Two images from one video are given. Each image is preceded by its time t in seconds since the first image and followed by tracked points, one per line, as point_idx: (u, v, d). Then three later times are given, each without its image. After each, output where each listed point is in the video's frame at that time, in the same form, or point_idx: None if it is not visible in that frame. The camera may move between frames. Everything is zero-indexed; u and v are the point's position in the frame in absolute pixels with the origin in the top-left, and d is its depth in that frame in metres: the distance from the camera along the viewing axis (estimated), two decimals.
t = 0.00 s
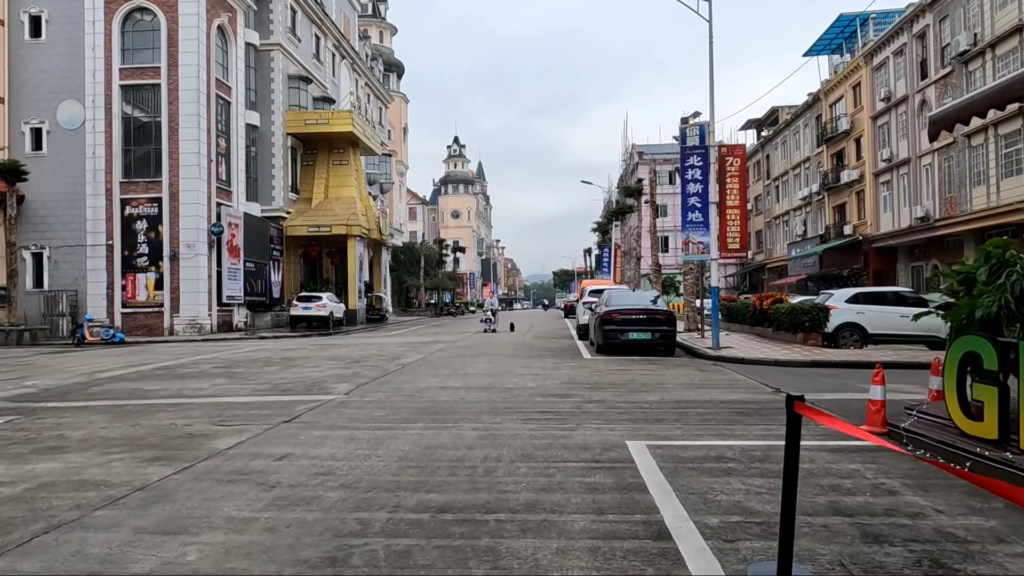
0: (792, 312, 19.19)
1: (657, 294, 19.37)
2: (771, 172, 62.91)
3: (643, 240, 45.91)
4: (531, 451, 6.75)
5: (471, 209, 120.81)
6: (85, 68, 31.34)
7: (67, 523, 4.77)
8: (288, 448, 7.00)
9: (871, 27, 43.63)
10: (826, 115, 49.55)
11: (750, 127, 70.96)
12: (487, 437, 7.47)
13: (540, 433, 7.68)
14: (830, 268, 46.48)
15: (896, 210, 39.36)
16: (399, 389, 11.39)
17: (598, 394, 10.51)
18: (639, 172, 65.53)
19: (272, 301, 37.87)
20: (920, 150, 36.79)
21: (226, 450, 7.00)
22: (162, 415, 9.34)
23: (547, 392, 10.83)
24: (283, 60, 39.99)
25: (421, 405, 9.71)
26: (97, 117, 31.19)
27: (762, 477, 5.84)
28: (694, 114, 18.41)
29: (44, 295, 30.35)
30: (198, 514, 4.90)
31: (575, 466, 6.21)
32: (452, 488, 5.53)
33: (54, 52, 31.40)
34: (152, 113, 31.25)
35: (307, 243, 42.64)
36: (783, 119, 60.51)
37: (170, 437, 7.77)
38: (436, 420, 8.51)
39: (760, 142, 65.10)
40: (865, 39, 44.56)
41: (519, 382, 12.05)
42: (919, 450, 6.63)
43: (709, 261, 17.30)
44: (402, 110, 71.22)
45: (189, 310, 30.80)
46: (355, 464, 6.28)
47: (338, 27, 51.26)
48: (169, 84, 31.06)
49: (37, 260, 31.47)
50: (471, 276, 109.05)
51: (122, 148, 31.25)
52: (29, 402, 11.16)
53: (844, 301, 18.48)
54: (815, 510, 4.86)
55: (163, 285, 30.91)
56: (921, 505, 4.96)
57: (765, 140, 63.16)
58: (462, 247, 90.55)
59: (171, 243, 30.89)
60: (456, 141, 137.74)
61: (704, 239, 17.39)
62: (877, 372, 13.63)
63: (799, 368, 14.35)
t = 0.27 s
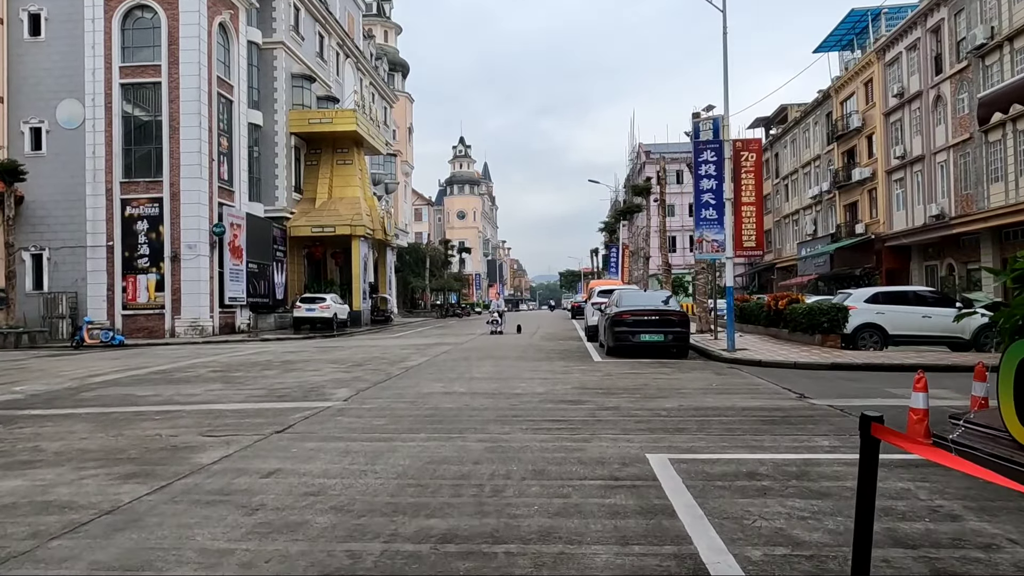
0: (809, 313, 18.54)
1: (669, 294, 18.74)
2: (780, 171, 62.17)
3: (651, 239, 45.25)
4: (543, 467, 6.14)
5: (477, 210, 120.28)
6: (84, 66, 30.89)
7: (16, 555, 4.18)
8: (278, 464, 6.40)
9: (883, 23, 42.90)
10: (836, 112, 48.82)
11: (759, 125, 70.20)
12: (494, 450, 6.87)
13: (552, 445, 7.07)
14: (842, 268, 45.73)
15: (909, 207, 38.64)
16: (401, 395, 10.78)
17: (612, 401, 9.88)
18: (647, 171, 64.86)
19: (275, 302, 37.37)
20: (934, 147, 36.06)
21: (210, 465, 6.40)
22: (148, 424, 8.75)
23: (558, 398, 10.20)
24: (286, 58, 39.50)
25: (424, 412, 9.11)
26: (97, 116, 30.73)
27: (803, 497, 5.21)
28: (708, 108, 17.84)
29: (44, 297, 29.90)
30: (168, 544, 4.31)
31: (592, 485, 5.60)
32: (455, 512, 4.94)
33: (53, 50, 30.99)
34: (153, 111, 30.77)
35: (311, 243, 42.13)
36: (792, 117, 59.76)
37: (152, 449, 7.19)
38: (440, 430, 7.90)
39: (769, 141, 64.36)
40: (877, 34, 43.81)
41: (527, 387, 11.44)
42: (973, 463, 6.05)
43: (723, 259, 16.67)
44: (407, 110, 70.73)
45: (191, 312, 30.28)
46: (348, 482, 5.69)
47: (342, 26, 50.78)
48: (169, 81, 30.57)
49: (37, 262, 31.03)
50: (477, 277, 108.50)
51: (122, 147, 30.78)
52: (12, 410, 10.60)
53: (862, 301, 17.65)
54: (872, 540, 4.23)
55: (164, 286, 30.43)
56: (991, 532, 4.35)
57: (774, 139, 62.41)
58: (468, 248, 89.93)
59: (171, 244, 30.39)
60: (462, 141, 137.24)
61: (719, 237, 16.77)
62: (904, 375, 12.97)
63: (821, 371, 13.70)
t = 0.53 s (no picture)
0: (830, 314, 17.88)
1: (683, 295, 18.11)
2: (792, 171, 61.34)
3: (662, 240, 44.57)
4: (556, 486, 5.55)
5: (485, 211, 119.72)
6: (87, 65, 30.53)
7: None
8: (265, 482, 5.82)
9: (899, 19, 42.08)
10: (850, 110, 48.00)
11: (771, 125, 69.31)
12: (502, 466, 6.26)
13: (566, 459, 6.48)
14: (856, 268, 44.92)
15: (925, 206, 37.84)
16: (404, 402, 10.18)
17: (628, 409, 9.25)
18: (657, 171, 64.13)
19: (281, 304, 36.92)
20: (952, 144, 35.25)
21: (190, 483, 5.83)
22: (133, 434, 8.18)
23: (571, 406, 9.58)
24: (292, 58, 39.05)
25: (427, 421, 8.51)
26: (100, 116, 30.35)
27: (851, 523, 4.60)
28: (724, 103, 17.23)
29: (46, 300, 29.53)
30: None
31: (612, 507, 4.99)
32: (457, 541, 4.35)
33: (56, 50, 30.65)
34: (156, 111, 30.37)
35: (317, 245, 41.66)
36: (804, 116, 58.91)
37: (131, 464, 6.61)
38: (443, 442, 7.31)
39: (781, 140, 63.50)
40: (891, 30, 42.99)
41: (538, 393, 10.83)
42: None
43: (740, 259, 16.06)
44: (414, 110, 70.22)
45: (194, 315, 29.84)
46: (340, 505, 5.11)
47: (349, 26, 50.32)
48: (173, 81, 30.15)
49: (40, 264, 30.68)
50: (485, 279, 107.95)
51: (126, 147, 30.38)
52: None
53: (884, 302, 16.91)
54: None
55: (168, 288, 30.01)
56: None
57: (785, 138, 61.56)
58: (477, 249, 89.32)
59: (175, 246, 29.96)
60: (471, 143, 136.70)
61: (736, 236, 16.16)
62: (935, 380, 12.30)
63: (846, 375, 13.05)
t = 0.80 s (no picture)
0: (852, 315, 17.21)
1: (700, 296, 17.52)
2: (807, 170, 60.46)
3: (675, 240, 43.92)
4: (567, 506, 5.03)
5: (497, 212, 119.29)
6: (94, 65, 30.28)
7: None
8: (248, 500, 5.31)
9: (917, 13, 41.21)
10: (867, 108, 47.13)
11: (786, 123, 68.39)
12: (508, 481, 5.73)
13: (578, 474, 5.94)
14: (874, 268, 44.08)
15: (945, 205, 36.96)
16: (408, 409, 9.67)
17: (644, 417, 8.69)
18: (670, 171, 63.40)
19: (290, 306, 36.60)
20: (974, 141, 34.40)
21: (168, 501, 5.34)
22: (119, 443, 7.71)
23: (583, 413, 9.03)
24: (301, 57, 38.70)
25: (431, 430, 7.99)
26: (107, 116, 30.09)
27: (904, 554, 4.04)
28: (741, 97, 16.69)
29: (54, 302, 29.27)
30: None
31: (630, 532, 4.45)
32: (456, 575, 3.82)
33: (63, 50, 30.46)
34: (164, 111, 30.06)
35: (326, 246, 41.30)
36: (820, 114, 58.02)
37: (109, 477, 6.13)
38: (446, 454, 6.78)
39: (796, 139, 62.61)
40: (910, 25, 42.13)
41: (549, 399, 10.28)
42: None
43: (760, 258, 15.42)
44: (425, 110, 69.84)
45: (202, 316, 29.51)
46: (327, 528, 4.60)
47: (358, 25, 49.96)
48: (180, 80, 29.84)
49: (47, 265, 30.45)
50: (496, 281, 107.47)
51: (133, 148, 30.10)
52: None
53: (908, 302, 16.26)
54: None
55: (175, 290, 29.69)
56: None
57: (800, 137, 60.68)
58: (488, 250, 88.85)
59: (182, 247, 29.63)
60: (482, 144, 136.31)
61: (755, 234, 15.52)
62: (968, 385, 11.67)
63: (872, 380, 12.43)
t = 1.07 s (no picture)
0: (882, 317, 16.48)
1: (722, 297, 16.96)
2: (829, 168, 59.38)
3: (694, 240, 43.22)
4: (587, 530, 4.55)
5: (513, 213, 118.88)
6: (109, 66, 30.21)
7: None
8: (239, 521, 4.88)
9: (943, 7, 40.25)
10: (890, 104, 46.15)
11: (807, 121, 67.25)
12: (523, 500, 5.26)
13: (599, 491, 5.46)
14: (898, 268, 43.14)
15: (972, 203, 35.99)
16: (419, 415, 9.24)
17: (668, 426, 8.19)
18: (688, 170, 62.63)
19: (305, 307, 36.39)
20: (1003, 137, 33.47)
21: (154, 520, 4.92)
22: (114, 453, 7.32)
23: (603, 421, 8.55)
24: (316, 57, 38.46)
25: (442, 440, 7.53)
26: (122, 117, 29.99)
27: None
28: (764, 91, 16.22)
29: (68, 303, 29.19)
30: None
31: (657, 563, 3.98)
32: None
33: (79, 51, 30.42)
34: (178, 112, 29.90)
35: (341, 247, 41.03)
36: (842, 111, 56.95)
37: (96, 491, 5.72)
38: (457, 467, 6.33)
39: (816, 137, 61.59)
40: (936, 20, 41.15)
41: (567, 405, 9.80)
42: None
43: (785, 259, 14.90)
44: (441, 111, 69.52)
45: (217, 318, 29.31)
46: (320, 555, 4.17)
47: (374, 25, 49.69)
48: (194, 80, 29.66)
49: (62, 267, 30.39)
50: (513, 281, 107.07)
51: (148, 149, 29.99)
52: None
53: (941, 303, 15.69)
54: None
55: (189, 291, 29.51)
56: None
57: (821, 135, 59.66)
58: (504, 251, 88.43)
59: (196, 248, 29.44)
60: (498, 144, 135.82)
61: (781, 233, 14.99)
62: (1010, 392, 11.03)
63: (906, 385, 11.84)
